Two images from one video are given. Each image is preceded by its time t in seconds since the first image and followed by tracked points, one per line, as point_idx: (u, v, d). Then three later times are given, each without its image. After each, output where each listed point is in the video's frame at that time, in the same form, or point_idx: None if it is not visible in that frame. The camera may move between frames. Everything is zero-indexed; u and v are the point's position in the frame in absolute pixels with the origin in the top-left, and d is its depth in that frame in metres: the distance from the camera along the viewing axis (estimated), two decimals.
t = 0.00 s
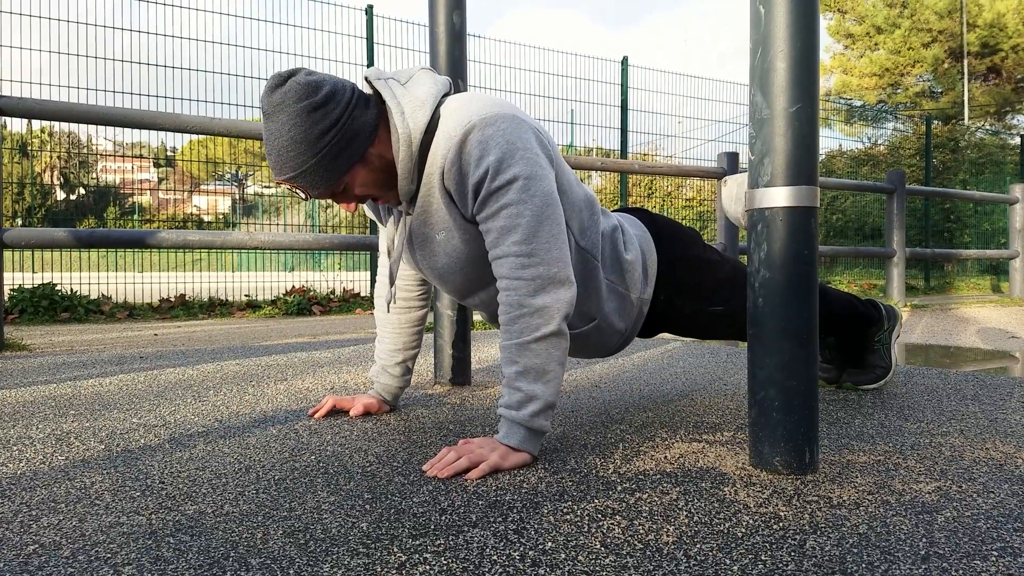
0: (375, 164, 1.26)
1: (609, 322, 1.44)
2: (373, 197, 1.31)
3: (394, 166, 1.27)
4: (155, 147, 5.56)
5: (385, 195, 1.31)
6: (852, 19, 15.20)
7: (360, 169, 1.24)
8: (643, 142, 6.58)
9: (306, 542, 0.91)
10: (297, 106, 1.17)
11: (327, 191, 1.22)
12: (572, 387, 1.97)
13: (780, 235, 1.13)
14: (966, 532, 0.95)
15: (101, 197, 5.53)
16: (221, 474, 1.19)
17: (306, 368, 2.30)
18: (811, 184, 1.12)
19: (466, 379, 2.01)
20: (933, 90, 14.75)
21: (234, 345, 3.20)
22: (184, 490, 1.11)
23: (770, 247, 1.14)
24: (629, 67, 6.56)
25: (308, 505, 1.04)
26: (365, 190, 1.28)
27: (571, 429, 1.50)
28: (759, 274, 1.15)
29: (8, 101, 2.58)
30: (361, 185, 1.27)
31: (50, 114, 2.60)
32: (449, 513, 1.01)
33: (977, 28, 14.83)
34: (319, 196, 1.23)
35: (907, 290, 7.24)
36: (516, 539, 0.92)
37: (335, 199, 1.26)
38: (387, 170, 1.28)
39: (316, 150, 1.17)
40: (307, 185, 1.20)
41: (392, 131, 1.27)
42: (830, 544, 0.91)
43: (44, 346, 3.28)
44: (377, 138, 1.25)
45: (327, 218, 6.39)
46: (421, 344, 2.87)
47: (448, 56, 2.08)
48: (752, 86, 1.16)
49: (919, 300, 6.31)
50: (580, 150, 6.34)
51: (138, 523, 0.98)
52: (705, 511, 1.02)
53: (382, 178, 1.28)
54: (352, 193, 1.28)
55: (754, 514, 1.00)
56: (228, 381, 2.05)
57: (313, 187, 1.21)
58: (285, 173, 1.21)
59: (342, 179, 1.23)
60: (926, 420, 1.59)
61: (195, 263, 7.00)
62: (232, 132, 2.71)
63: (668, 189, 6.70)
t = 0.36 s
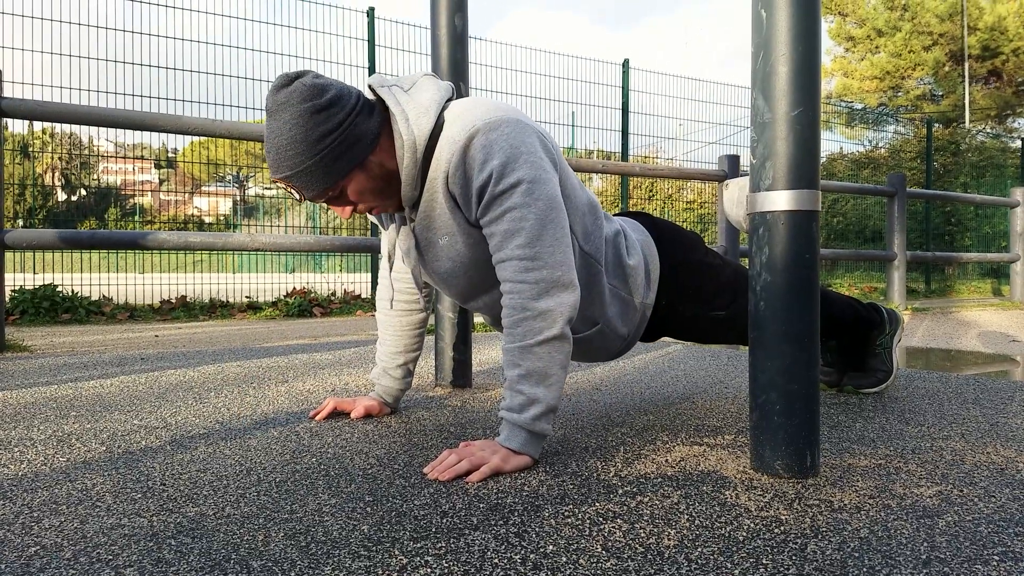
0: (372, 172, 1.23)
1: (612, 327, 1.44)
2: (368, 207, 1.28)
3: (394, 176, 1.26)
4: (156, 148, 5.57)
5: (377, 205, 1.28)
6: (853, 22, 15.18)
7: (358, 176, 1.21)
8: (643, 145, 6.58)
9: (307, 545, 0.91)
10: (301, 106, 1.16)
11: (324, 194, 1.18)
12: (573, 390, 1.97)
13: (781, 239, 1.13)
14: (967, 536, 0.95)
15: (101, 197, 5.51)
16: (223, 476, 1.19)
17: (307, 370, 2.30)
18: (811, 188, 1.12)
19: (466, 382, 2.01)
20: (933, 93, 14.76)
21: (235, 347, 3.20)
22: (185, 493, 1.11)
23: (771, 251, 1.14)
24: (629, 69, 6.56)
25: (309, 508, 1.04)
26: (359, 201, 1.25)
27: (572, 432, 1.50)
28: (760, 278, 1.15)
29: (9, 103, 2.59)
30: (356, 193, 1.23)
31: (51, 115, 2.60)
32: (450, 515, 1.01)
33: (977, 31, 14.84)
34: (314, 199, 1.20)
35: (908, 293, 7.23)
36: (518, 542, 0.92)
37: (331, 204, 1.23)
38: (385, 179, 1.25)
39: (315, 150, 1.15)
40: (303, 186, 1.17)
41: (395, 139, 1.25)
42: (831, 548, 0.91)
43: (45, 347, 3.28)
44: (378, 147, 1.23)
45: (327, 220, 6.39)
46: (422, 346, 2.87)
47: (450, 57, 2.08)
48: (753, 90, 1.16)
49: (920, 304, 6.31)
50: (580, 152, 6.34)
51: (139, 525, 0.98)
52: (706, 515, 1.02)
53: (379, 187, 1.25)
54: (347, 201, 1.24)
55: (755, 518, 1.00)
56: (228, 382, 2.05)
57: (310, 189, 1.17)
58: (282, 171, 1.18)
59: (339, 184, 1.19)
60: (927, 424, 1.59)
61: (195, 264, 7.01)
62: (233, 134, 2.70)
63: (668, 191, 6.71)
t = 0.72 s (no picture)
0: (369, 165, 1.23)
1: (615, 328, 1.44)
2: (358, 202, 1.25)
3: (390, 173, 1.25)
4: (160, 146, 5.69)
5: (368, 204, 1.26)
6: (858, 18, 15.28)
7: (352, 165, 1.21)
8: (647, 141, 6.57)
9: (310, 542, 0.92)
10: (310, 87, 1.19)
11: (313, 176, 1.19)
12: (576, 388, 1.98)
13: (783, 235, 1.13)
14: (968, 535, 0.95)
15: (104, 195, 5.59)
16: (226, 474, 1.20)
17: (310, 368, 2.30)
18: (813, 185, 1.12)
19: (469, 379, 2.02)
20: (938, 90, 14.71)
21: (239, 344, 3.21)
22: (189, 490, 1.11)
23: (774, 249, 1.14)
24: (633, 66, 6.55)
25: (312, 506, 1.05)
26: (348, 195, 1.24)
27: (575, 430, 1.50)
28: (761, 275, 1.15)
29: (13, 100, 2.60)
30: (347, 184, 1.22)
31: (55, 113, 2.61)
32: (452, 513, 1.02)
33: (983, 27, 14.71)
34: (303, 179, 1.20)
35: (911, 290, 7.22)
36: (519, 539, 0.92)
37: (321, 190, 1.22)
38: (381, 175, 1.25)
39: (312, 131, 1.17)
40: (294, 164, 1.19)
41: (398, 136, 1.26)
42: (832, 547, 0.91)
43: (49, 344, 3.29)
44: (379, 141, 1.24)
45: (331, 217, 6.40)
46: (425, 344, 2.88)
47: (452, 54, 2.08)
48: (757, 87, 1.16)
49: (924, 301, 6.30)
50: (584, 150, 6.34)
51: (143, 523, 0.99)
52: (708, 513, 1.02)
53: (373, 183, 1.25)
54: (339, 190, 1.23)
55: (757, 516, 1.00)
56: (231, 380, 2.05)
57: (300, 168, 1.19)
58: (276, 147, 1.20)
59: (331, 170, 1.20)
60: (929, 422, 1.59)
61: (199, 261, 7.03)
62: (237, 132, 2.71)
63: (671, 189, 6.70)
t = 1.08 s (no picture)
0: (339, 235, 1.20)
1: (614, 359, 1.43)
2: (327, 267, 1.24)
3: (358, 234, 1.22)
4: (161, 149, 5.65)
5: (337, 270, 1.24)
6: (858, 22, 15.10)
7: (322, 236, 1.18)
8: (648, 145, 6.56)
9: (308, 546, 0.92)
10: (282, 154, 1.15)
11: (281, 246, 1.16)
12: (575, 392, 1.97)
13: (781, 240, 1.13)
14: (968, 539, 0.95)
15: (107, 198, 5.61)
16: (224, 477, 1.20)
17: (310, 371, 2.30)
18: (812, 190, 1.12)
19: (469, 383, 2.02)
20: (939, 93, 14.66)
21: (239, 346, 3.22)
22: (188, 494, 1.11)
23: (773, 252, 1.14)
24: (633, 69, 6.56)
25: (310, 509, 1.05)
26: (317, 262, 1.21)
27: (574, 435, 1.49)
28: (760, 279, 1.15)
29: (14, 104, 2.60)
30: (316, 253, 1.20)
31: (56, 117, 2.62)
32: (450, 517, 1.02)
33: (984, 30, 14.90)
34: (271, 249, 1.17)
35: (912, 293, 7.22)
36: (517, 543, 0.92)
37: (289, 257, 1.20)
38: (352, 243, 1.23)
39: (281, 202, 1.14)
40: (261, 234, 1.16)
41: (368, 203, 1.23)
42: (831, 551, 0.91)
43: (50, 347, 3.29)
44: (351, 210, 1.21)
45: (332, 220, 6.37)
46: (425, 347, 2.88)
47: (452, 58, 2.09)
48: (755, 90, 1.16)
49: (925, 304, 6.29)
50: (584, 153, 6.34)
51: (141, 526, 0.99)
52: (707, 517, 1.02)
53: (343, 252, 1.22)
54: (308, 258, 1.21)
55: (755, 520, 1.00)
56: (231, 383, 2.05)
57: (267, 238, 1.16)
58: (243, 216, 1.16)
59: (300, 240, 1.17)
60: (929, 426, 1.59)
61: (200, 264, 7.04)
62: (238, 135, 2.71)
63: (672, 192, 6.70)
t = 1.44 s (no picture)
0: (305, 366, 1.13)
1: (601, 406, 1.45)
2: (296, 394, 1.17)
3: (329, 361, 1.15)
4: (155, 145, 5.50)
5: (310, 397, 1.17)
6: (855, 14, 15.24)
7: (288, 370, 1.11)
8: (645, 138, 6.57)
9: (308, 536, 0.92)
10: (237, 295, 1.07)
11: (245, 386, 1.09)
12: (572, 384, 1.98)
13: (778, 229, 1.13)
14: (965, 525, 0.95)
15: (103, 194, 5.56)
16: (223, 469, 1.20)
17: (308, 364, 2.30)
18: (808, 180, 1.12)
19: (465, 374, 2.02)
20: (935, 85, 14.72)
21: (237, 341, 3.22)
22: (186, 486, 1.11)
23: (770, 243, 1.14)
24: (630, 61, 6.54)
25: (309, 500, 1.05)
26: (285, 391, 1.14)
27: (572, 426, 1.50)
28: (758, 269, 1.15)
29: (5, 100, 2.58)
30: (283, 386, 1.13)
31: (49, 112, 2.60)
32: (449, 507, 1.02)
33: (980, 23, 14.64)
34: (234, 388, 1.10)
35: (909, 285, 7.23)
36: (516, 532, 0.93)
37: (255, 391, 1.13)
38: (321, 370, 1.15)
39: (239, 348, 1.06)
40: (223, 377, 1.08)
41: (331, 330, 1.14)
42: (829, 537, 0.91)
43: (47, 343, 3.29)
44: (315, 341, 1.13)
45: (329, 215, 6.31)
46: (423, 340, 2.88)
47: (449, 50, 2.08)
48: (751, 82, 1.16)
49: (922, 295, 6.30)
50: (581, 146, 6.34)
51: (140, 518, 0.99)
52: (705, 505, 1.02)
53: (312, 379, 1.15)
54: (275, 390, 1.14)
55: (753, 508, 1.00)
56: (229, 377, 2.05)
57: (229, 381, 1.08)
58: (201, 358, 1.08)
59: (263, 379, 1.10)
60: (927, 414, 1.60)
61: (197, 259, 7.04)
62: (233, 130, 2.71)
63: (669, 184, 6.70)
